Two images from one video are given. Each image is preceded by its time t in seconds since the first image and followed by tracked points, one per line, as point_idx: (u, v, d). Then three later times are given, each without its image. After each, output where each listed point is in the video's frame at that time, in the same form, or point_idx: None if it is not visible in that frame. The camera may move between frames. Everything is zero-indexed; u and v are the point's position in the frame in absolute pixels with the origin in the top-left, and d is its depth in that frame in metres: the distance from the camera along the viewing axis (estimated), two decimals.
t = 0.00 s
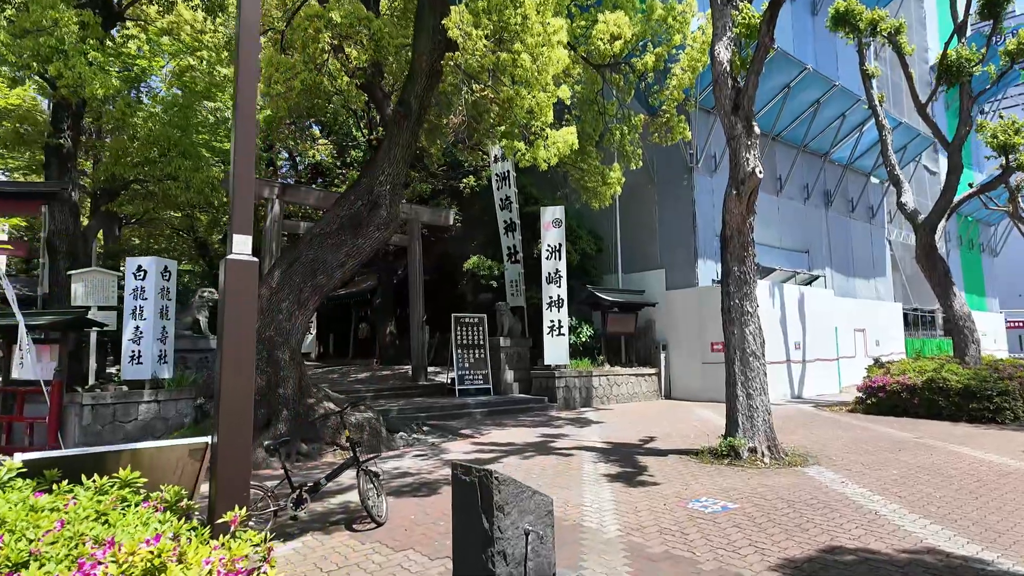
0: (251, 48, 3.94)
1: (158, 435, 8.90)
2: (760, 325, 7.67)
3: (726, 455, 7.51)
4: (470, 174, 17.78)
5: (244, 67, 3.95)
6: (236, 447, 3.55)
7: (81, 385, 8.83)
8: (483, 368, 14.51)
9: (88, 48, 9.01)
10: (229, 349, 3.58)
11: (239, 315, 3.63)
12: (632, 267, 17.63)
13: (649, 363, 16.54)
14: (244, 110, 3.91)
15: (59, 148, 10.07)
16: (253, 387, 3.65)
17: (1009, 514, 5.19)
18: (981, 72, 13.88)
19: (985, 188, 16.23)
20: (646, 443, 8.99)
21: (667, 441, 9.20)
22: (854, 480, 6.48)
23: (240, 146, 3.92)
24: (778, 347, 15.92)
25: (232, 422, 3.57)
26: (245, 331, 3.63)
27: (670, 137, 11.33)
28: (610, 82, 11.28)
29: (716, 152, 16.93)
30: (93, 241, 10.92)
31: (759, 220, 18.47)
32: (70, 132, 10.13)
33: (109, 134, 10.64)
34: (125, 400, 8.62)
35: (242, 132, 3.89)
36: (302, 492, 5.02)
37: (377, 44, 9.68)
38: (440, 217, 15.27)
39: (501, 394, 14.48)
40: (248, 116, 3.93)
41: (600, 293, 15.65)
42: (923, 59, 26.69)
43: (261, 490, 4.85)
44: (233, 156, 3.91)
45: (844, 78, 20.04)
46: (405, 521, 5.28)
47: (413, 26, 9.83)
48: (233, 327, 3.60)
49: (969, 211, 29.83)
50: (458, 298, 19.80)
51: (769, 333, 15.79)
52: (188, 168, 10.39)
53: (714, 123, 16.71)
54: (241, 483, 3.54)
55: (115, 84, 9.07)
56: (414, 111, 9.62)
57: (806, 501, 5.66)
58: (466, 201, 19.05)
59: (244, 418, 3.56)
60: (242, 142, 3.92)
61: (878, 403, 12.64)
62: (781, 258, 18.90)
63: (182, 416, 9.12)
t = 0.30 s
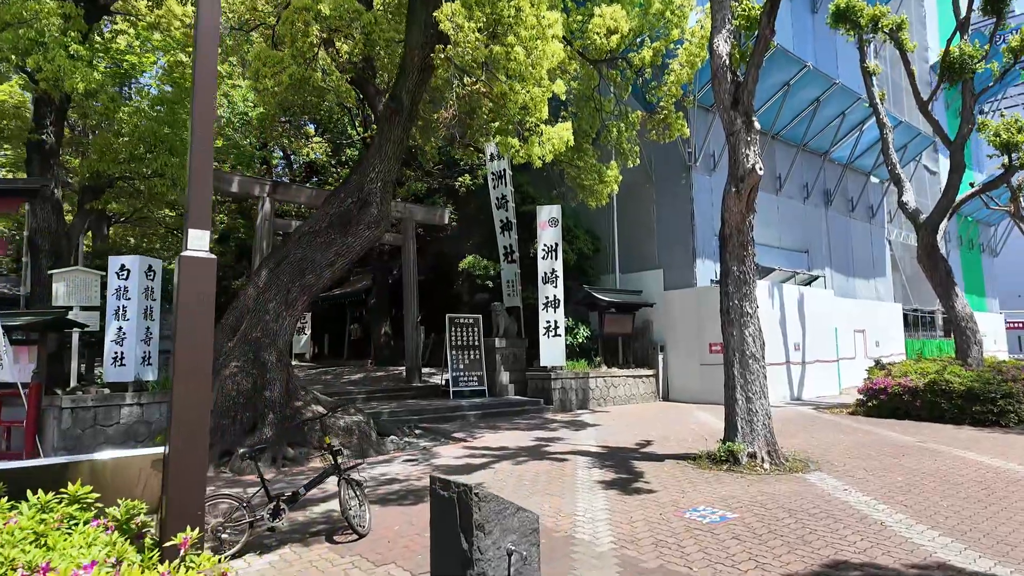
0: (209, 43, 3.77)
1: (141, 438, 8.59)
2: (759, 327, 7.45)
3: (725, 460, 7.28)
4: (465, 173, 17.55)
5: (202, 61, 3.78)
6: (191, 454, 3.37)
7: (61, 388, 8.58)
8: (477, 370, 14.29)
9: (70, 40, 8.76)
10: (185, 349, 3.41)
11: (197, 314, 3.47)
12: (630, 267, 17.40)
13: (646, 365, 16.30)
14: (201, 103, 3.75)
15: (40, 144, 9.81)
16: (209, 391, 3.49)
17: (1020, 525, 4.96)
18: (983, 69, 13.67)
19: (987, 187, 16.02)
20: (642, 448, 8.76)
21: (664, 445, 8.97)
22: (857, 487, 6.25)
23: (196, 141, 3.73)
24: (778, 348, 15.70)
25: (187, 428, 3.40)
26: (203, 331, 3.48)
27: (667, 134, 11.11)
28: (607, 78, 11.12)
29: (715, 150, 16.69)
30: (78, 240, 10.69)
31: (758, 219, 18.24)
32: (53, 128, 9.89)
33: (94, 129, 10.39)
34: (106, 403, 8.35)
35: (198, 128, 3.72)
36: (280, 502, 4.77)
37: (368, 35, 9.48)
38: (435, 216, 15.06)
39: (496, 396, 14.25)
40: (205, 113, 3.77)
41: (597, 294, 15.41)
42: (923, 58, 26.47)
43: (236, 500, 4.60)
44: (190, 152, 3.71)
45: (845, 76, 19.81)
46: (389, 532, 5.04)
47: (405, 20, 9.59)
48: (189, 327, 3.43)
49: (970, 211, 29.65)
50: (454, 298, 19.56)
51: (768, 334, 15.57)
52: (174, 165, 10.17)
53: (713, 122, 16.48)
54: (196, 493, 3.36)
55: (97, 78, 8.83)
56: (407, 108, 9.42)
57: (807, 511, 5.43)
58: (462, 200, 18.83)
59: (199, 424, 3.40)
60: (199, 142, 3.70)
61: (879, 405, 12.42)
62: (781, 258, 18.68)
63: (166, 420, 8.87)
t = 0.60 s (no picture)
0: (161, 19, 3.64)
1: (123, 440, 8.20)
2: (757, 325, 7.25)
3: (722, 461, 7.07)
4: (460, 170, 17.36)
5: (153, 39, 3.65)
6: (137, 452, 3.32)
7: (41, 388, 8.37)
8: (472, 370, 14.08)
9: (49, 31, 8.51)
10: (129, 344, 3.34)
11: (142, 307, 3.40)
12: (627, 265, 17.19)
13: (644, 365, 16.07)
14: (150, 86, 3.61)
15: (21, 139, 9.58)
16: (157, 387, 3.42)
17: None
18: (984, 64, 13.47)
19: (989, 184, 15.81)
20: (638, 449, 8.55)
21: (660, 446, 8.76)
22: (858, 490, 6.04)
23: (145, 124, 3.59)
24: (776, 348, 15.51)
25: (133, 424, 3.34)
26: (150, 323, 3.41)
27: (664, 129, 10.91)
28: (602, 72, 10.97)
29: (712, 147, 16.50)
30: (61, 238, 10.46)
31: (756, 218, 18.04)
32: (36, 122, 9.68)
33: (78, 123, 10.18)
34: (87, 403, 8.14)
35: (147, 111, 3.59)
36: (255, 507, 4.55)
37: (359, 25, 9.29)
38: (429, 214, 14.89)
39: (490, 397, 14.03)
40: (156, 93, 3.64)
41: (594, 292, 15.19)
42: (922, 56, 26.32)
43: (208, 505, 4.38)
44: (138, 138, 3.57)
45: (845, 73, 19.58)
46: (371, 538, 4.82)
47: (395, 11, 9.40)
48: (135, 320, 3.36)
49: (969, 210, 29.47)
50: (450, 298, 19.36)
51: (767, 333, 15.37)
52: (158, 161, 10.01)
53: (711, 119, 16.30)
54: (141, 493, 3.28)
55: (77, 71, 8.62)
56: (398, 102, 9.22)
57: (807, 515, 5.22)
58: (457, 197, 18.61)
59: (146, 425, 3.34)
60: (149, 122, 3.59)
61: (879, 405, 12.22)
62: (779, 257, 18.48)
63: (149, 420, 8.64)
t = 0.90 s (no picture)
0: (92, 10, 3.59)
1: (101, 443, 7.89)
2: (754, 324, 7.02)
3: (718, 465, 6.83)
4: (455, 168, 17.14)
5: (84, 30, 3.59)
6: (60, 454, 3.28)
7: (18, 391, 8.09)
8: (465, 370, 13.84)
9: (24, 22, 8.27)
10: (51, 344, 3.29)
11: (68, 302, 3.37)
12: (623, 264, 16.96)
13: (640, 365, 15.82)
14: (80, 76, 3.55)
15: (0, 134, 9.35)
16: (82, 388, 3.38)
17: None
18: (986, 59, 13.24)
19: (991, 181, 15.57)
20: (632, 452, 8.32)
21: (656, 449, 8.53)
22: (860, 496, 5.80)
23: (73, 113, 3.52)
24: (775, 348, 15.28)
25: (56, 426, 3.30)
26: (75, 321, 3.38)
27: (660, 124, 10.66)
28: (597, 66, 10.74)
29: (710, 144, 16.27)
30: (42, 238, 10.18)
31: (754, 216, 17.80)
32: (15, 117, 9.45)
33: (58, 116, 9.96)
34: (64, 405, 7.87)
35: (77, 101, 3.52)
36: (222, 517, 4.30)
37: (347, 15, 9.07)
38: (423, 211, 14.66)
39: (484, 398, 13.79)
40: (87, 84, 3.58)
41: (590, 292, 14.95)
42: (922, 53, 26.07)
43: (172, 515, 4.13)
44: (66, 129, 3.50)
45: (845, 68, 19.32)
46: (346, 550, 4.58)
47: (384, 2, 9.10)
48: (58, 319, 3.32)
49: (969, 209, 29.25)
50: (444, 297, 19.13)
51: (765, 333, 15.14)
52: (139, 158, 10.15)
53: (709, 115, 16.07)
54: (68, 493, 3.27)
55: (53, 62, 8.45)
56: (387, 97, 8.99)
57: (806, 523, 5.00)
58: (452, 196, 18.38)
59: (70, 426, 3.32)
60: (79, 113, 3.52)
61: (880, 406, 12.00)
62: (778, 255, 18.25)
63: (128, 423, 8.38)
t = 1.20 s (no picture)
0: None
1: (81, 446, 7.90)
2: (754, 324, 6.79)
3: (717, 470, 6.61)
4: (451, 166, 16.94)
5: None
6: None
7: None
8: (460, 371, 13.61)
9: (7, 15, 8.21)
10: None
11: None
12: (621, 263, 16.73)
13: (639, 366, 15.58)
14: None
15: None
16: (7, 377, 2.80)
17: None
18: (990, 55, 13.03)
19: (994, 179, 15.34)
20: (629, 455, 8.09)
21: (653, 452, 8.31)
22: (864, 503, 5.58)
23: None
24: (775, 348, 15.05)
25: None
26: None
27: (658, 120, 10.42)
28: (593, 60, 10.53)
29: (709, 142, 16.05)
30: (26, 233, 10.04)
31: (754, 214, 17.58)
32: None
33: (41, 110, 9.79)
34: (43, 407, 7.65)
35: None
36: (192, 527, 4.07)
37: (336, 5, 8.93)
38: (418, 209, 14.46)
39: (479, 399, 13.56)
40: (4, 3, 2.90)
41: (587, 291, 14.72)
42: (923, 50, 25.87)
43: (138, 525, 3.91)
44: None
45: (846, 65, 19.09)
46: (325, 561, 4.36)
47: None
48: None
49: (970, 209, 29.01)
50: (441, 297, 18.90)
51: (765, 333, 14.92)
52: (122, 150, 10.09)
53: (708, 112, 15.85)
54: None
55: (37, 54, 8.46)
56: (378, 90, 8.77)
57: (810, 532, 4.78)
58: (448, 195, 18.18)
59: None
60: None
61: (881, 408, 11.78)
62: (777, 255, 18.03)
63: (111, 425, 8.16)
